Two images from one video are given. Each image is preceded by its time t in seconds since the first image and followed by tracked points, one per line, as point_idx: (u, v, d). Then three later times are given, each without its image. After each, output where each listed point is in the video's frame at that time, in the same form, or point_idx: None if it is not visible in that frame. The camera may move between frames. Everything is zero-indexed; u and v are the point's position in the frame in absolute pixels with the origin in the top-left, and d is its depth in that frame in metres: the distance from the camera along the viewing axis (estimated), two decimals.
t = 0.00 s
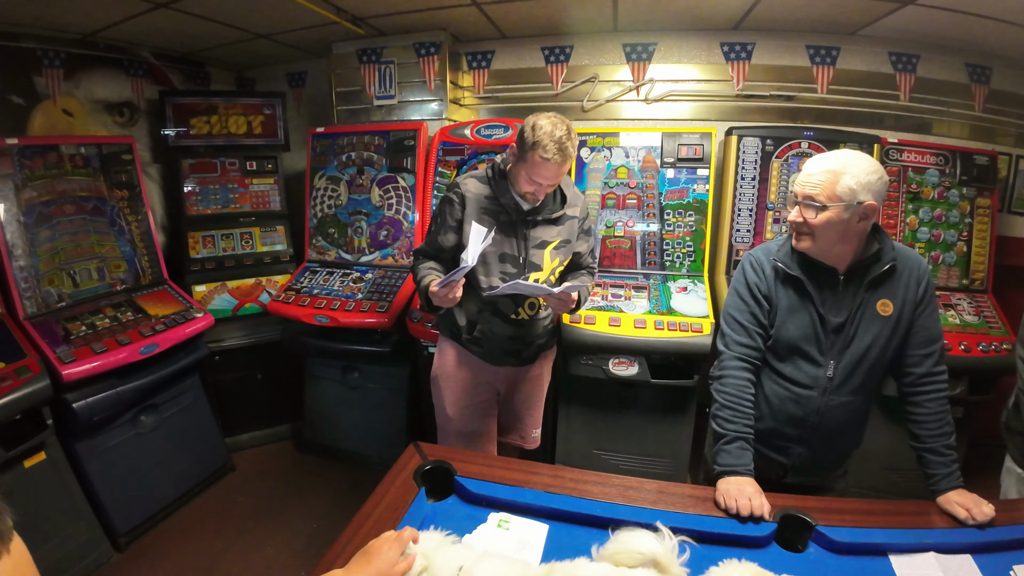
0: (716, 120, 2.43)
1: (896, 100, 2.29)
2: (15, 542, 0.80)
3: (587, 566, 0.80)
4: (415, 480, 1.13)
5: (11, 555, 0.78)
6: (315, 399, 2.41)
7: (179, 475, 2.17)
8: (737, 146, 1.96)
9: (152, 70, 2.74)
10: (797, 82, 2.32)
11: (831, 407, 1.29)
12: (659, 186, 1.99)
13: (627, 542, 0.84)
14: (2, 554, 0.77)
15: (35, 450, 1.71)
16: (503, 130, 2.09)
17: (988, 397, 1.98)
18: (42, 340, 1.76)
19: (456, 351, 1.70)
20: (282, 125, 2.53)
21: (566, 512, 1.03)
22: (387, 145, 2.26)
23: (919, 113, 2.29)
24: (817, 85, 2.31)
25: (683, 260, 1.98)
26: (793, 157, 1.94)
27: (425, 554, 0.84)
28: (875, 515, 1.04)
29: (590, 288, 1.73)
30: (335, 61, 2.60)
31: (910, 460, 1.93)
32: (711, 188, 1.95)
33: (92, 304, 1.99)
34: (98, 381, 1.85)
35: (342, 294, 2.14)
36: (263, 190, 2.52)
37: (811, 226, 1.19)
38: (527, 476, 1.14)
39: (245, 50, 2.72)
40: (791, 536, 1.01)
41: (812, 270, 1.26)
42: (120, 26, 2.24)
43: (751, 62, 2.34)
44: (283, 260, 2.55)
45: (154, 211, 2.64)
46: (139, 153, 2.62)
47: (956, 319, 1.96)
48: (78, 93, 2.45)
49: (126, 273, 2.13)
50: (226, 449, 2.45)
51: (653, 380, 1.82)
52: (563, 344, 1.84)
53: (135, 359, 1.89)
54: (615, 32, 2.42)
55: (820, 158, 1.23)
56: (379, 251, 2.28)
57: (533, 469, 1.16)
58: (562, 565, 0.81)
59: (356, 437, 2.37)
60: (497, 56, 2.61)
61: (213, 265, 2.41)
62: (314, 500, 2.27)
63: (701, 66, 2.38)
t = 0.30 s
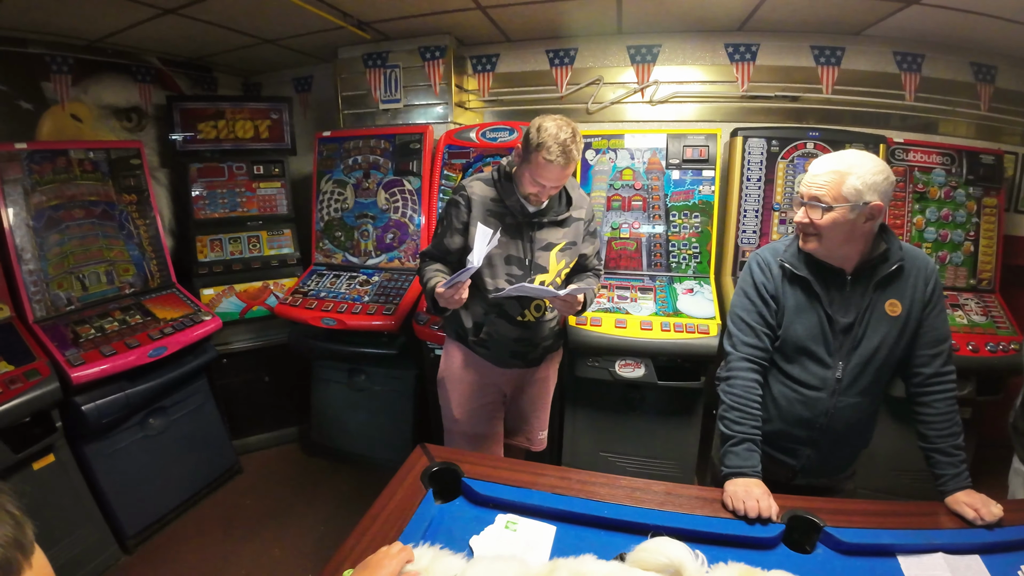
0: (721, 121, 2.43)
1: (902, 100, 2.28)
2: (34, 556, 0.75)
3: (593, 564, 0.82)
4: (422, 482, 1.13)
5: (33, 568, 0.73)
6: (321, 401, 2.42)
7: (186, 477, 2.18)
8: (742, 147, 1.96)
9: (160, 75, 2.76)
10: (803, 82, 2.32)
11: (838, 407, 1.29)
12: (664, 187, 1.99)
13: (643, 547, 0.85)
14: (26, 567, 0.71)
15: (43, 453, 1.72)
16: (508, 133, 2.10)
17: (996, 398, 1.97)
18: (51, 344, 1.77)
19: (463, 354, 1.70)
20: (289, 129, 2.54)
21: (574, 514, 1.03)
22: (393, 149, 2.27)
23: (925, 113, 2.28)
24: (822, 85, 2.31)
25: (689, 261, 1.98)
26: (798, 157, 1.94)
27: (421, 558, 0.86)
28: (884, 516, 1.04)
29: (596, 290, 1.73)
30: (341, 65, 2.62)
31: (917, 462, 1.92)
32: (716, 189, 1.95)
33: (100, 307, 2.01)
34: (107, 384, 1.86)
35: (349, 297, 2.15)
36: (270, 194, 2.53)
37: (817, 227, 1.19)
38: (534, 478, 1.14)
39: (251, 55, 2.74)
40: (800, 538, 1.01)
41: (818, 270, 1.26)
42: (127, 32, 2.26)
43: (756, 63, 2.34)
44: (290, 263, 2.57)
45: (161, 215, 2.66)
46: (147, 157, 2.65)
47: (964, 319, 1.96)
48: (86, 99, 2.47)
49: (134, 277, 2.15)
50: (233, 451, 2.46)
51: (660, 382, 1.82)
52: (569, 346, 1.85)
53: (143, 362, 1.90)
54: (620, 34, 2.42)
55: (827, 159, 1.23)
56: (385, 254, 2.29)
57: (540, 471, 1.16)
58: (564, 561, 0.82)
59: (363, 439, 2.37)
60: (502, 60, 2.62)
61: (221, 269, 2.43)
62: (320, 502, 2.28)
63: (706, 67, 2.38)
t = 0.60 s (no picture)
0: (725, 123, 2.43)
1: (906, 100, 2.28)
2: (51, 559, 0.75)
3: (593, 563, 0.87)
4: (428, 483, 1.14)
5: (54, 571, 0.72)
6: (327, 403, 2.43)
7: (192, 478, 2.19)
8: (746, 148, 1.96)
9: (166, 79, 2.79)
10: (806, 83, 2.32)
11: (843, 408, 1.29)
12: (668, 189, 2.00)
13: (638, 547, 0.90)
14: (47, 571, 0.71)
15: (50, 454, 1.74)
16: (513, 135, 2.10)
17: (1003, 399, 1.96)
18: (59, 346, 1.79)
19: (467, 355, 1.71)
20: (294, 132, 2.56)
21: (578, 514, 1.03)
22: (397, 152, 2.28)
23: (930, 113, 2.27)
24: (826, 85, 2.31)
25: (694, 262, 1.98)
26: (803, 158, 1.94)
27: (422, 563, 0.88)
28: (889, 517, 1.04)
29: (600, 292, 1.73)
30: (346, 69, 2.63)
31: (924, 463, 1.92)
32: (721, 190, 1.95)
33: (108, 309, 2.02)
34: (115, 386, 1.88)
35: (354, 299, 2.16)
36: (276, 197, 2.55)
37: (820, 228, 1.19)
38: (539, 479, 1.14)
39: (257, 59, 2.76)
40: (805, 539, 1.01)
41: (821, 270, 1.26)
42: (134, 37, 2.28)
43: (760, 65, 2.34)
44: (296, 265, 2.59)
45: (168, 218, 2.68)
46: (154, 161, 2.67)
47: (970, 319, 1.95)
48: (93, 103, 2.50)
49: (142, 279, 2.17)
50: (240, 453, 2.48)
51: (665, 383, 1.83)
52: (574, 347, 1.85)
53: (150, 364, 1.92)
54: (623, 36, 2.43)
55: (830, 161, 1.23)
56: (391, 256, 2.30)
57: (545, 472, 1.17)
58: (562, 561, 0.88)
59: (368, 440, 2.39)
60: (506, 63, 2.64)
61: (228, 271, 2.45)
62: (326, 503, 2.29)
63: (710, 68, 2.38)
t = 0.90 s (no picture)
0: (729, 122, 2.42)
1: (912, 99, 2.26)
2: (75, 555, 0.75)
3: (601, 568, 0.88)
4: (433, 482, 1.14)
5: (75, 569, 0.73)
6: (332, 403, 2.44)
7: (198, 478, 2.20)
8: (751, 148, 1.96)
9: (172, 82, 2.81)
10: (811, 82, 2.31)
11: (848, 407, 1.29)
12: (673, 188, 2.00)
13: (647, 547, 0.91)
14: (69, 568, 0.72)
15: (59, 453, 1.75)
16: (517, 136, 2.11)
17: (1010, 399, 1.95)
18: (67, 346, 1.80)
19: (472, 355, 1.72)
20: (300, 134, 2.57)
21: (583, 514, 1.03)
22: (402, 153, 2.29)
23: (936, 112, 2.26)
24: (831, 85, 2.30)
25: (699, 262, 1.98)
26: (808, 158, 1.94)
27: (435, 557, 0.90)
28: (895, 517, 1.03)
29: (604, 291, 1.73)
30: (351, 71, 2.64)
31: (930, 464, 1.91)
32: (725, 190, 1.95)
33: (115, 310, 2.04)
34: (122, 386, 1.89)
35: (360, 300, 2.17)
36: (282, 199, 2.56)
37: (823, 226, 1.19)
38: (544, 478, 1.14)
39: (262, 62, 2.78)
40: (810, 539, 1.01)
41: (825, 268, 1.26)
42: (140, 40, 2.30)
43: (764, 64, 2.34)
44: (302, 267, 2.60)
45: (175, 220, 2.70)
46: (160, 163, 2.69)
47: (977, 319, 1.94)
48: (101, 106, 2.52)
49: (149, 280, 2.19)
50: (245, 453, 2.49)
51: (670, 383, 1.82)
52: (579, 347, 1.85)
53: (157, 364, 1.93)
54: (628, 37, 2.44)
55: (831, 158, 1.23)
56: (396, 257, 2.31)
57: (550, 472, 1.17)
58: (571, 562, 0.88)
59: (373, 440, 2.40)
60: (510, 64, 2.64)
61: (234, 272, 2.46)
62: (331, 503, 2.30)
63: (714, 68, 2.38)
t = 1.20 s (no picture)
0: (732, 123, 2.42)
1: (915, 98, 2.26)
2: (80, 559, 0.76)
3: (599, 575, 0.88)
4: (433, 484, 1.14)
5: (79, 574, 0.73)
6: (335, 405, 2.45)
7: (200, 480, 2.21)
8: (754, 148, 1.96)
9: (176, 85, 2.82)
10: (815, 83, 2.31)
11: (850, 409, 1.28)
12: (675, 189, 1.99)
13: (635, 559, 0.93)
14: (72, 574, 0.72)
15: (62, 455, 1.76)
16: (519, 138, 2.11)
17: (1015, 400, 1.94)
18: (71, 348, 1.80)
19: (474, 357, 1.72)
20: (303, 136, 2.58)
21: (583, 517, 1.03)
22: (405, 155, 2.30)
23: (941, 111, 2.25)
24: (834, 85, 2.30)
25: (702, 263, 1.98)
26: (811, 158, 1.93)
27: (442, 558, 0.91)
28: (897, 521, 1.03)
29: (606, 293, 1.73)
30: (354, 73, 2.65)
31: (935, 466, 1.90)
32: (728, 191, 1.95)
33: (119, 312, 2.05)
34: (125, 388, 1.90)
35: (362, 301, 2.18)
36: (285, 201, 2.57)
37: (826, 228, 1.19)
38: (545, 481, 1.14)
39: (265, 65, 2.79)
40: (813, 542, 1.00)
41: (826, 269, 1.25)
42: (144, 44, 2.31)
43: (767, 64, 2.33)
44: (305, 268, 2.61)
45: (179, 222, 2.71)
46: (164, 166, 2.71)
47: (982, 319, 1.93)
48: (105, 109, 2.53)
49: (153, 283, 2.20)
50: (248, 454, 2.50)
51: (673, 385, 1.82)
52: (581, 349, 1.85)
53: (161, 366, 1.93)
54: (630, 38, 2.44)
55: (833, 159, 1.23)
56: (398, 259, 2.32)
57: (550, 474, 1.17)
58: None
59: (376, 442, 2.40)
60: (512, 66, 2.65)
61: (238, 274, 2.47)
62: (334, 505, 2.30)
63: (717, 69, 2.38)
